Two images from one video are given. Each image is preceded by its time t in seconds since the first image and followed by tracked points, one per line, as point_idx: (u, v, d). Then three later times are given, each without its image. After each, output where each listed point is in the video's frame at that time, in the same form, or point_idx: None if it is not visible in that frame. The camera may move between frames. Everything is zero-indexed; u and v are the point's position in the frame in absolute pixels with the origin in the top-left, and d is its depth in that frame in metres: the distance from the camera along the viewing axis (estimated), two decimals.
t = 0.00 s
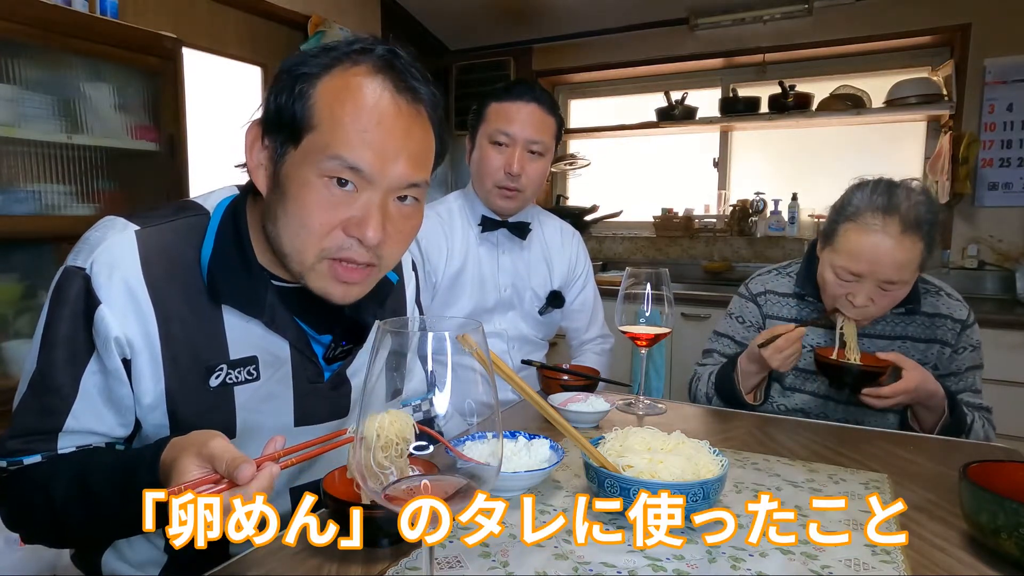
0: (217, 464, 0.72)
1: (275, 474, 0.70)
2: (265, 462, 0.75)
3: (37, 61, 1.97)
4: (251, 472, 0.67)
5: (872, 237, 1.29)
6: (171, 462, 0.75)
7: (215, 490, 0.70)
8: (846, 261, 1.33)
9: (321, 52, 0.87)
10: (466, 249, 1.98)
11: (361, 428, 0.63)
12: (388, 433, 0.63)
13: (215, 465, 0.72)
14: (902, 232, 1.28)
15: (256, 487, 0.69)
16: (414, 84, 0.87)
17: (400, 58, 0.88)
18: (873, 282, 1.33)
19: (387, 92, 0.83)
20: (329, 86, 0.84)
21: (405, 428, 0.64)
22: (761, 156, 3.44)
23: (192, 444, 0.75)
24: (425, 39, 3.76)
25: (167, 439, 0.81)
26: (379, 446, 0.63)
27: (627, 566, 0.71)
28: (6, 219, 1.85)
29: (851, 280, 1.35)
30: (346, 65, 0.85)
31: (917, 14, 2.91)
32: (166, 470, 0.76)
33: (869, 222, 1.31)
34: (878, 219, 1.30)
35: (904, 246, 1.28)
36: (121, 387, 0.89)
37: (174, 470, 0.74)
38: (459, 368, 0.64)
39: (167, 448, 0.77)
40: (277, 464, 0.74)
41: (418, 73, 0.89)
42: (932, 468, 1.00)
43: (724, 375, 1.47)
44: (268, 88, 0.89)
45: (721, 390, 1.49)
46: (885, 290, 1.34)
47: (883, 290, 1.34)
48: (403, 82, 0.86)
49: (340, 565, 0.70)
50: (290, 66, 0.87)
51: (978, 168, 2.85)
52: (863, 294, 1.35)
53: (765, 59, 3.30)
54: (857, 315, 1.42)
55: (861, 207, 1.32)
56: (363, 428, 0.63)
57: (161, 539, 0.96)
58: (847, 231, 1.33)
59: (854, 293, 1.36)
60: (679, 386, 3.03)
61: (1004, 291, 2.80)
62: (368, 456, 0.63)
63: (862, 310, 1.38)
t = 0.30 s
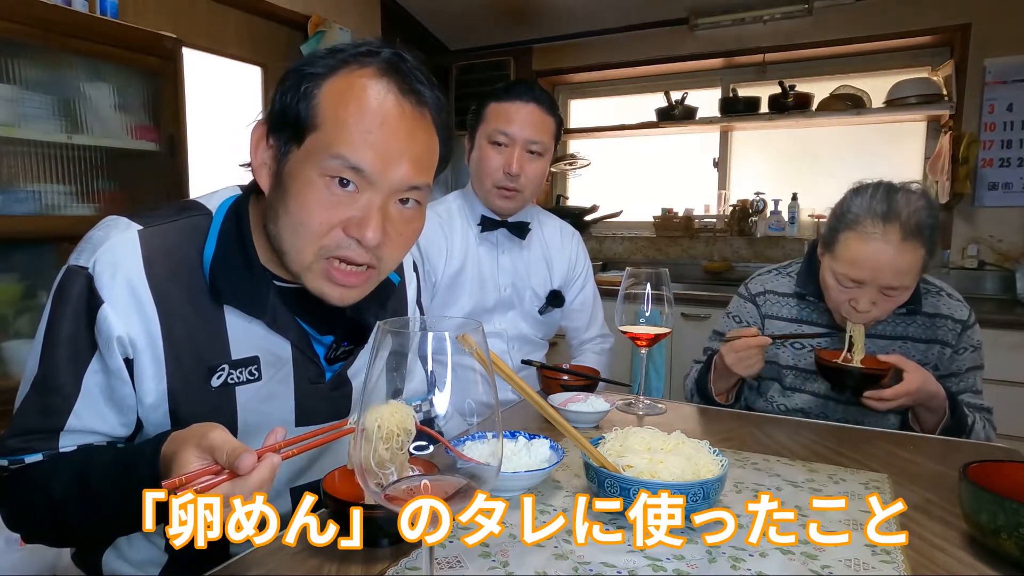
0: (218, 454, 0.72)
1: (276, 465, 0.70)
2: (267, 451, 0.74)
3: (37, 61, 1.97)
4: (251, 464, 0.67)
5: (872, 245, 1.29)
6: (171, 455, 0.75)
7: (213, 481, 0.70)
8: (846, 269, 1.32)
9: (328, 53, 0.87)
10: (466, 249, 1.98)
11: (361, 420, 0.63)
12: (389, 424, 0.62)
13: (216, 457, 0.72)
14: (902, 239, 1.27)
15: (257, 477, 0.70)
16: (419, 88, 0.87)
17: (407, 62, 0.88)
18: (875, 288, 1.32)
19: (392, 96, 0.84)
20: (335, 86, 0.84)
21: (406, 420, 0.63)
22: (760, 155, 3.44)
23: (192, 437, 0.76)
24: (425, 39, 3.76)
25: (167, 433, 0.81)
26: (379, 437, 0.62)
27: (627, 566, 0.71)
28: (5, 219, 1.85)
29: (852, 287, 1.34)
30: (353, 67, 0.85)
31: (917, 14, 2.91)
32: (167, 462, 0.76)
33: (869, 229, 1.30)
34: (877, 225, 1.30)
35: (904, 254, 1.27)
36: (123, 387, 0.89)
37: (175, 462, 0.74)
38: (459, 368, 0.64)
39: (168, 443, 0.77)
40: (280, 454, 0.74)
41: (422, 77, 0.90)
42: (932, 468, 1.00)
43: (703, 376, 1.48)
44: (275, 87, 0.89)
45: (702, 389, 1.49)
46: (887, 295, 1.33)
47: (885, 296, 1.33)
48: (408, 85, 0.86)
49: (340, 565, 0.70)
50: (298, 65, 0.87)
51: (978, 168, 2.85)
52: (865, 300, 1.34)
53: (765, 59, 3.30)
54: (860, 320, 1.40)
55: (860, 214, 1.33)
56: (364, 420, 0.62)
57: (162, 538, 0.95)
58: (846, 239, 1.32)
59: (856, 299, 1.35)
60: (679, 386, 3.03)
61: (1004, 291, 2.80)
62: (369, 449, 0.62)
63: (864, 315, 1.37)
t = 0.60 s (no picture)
0: (220, 438, 0.71)
1: (279, 447, 0.69)
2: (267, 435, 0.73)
3: (37, 61, 1.97)
4: (254, 444, 0.66)
5: (868, 249, 1.29)
6: (172, 443, 0.74)
7: (218, 462, 0.67)
8: (845, 274, 1.32)
9: (336, 54, 0.87)
10: (466, 249, 1.98)
11: (364, 404, 0.64)
12: (390, 406, 0.62)
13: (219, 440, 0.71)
14: (897, 243, 1.27)
15: (261, 458, 0.68)
16: (424, 91, 0.88)
17: (414, 66, 0.89)
18: (872, 291, 1.32)
19: (397, 97, 0.84)
20: (341, 86, 0.84)
21: (406, 404, 0.63)
22: (760, 155, 3.44)
23: (194, 421, 0.75)
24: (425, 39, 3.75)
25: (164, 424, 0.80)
26: (380, 418, 0.62)
27: (627, 566, 0.71)
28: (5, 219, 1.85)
29: (851, 292, 1.34)
30: (360, 68, 0.86)
31: (917, 14, 2.91)
32: (168, 449, 0.75)
33: (864, 233, 1.30)
34: (872, 229, 1.30)
35: (900, 257, 1.27)
36: (125, 386, 0.89)
37: (177, 447, 0.73)
38: (459, 368, 0.64)
39: (168, 431, 0.77)
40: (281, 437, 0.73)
41: (428, 80, 0.90)
42: (932, 468, 1.00)
43: (717, 375, 1.48)
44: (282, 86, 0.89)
45: (715, 391, 1.48)
46: (886, 298, 1.32)
47: (884, 298, 1.33)
48: (414, 87, 0.86)
49: (340, 565, 0.70)
50: (305, 64, 0.88)
51: (979, 168, 2.85)
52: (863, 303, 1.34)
53: (765, 59, 3.30)
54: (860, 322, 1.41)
55: (854, 219, 1.32)
56: (365, 403, 0.63)
57: (162, 538, 0.95)
58: (843, 244, 1.32)
59: (855, 302, 1.35)
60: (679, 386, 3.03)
61: (1004, 291, 2.80)
62: (372, 433, 0.62)
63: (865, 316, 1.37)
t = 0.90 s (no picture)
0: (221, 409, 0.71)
1: (279, 416, 0.69)
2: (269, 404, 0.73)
3: (37, 61, 1.98)
4: (254, 413, 0.66)
5: (868, 250, 1.28)
6: (174, 417, 0.73)
7: (218, 432, 0.68)
8: (845, 276, 1.32)
9: (335, 52, 0.87)
10: (466, 249, 1.98)
11: (367, 378, 0.63)
12: (390, 383, 0.62)
13: (218, 412, 0.70)
14: (897, 242, 1.27)
15: (261, 428, 0.68)
16: (424, 89, 0.87)
17: (414, 65, 0.89)
18: (874, 292, 1.31)
19: (397, 96, 0.84)
20: (341, 84, 0.84)
21: (406, 379, 0.62)
22: (760, 155, 3.44)
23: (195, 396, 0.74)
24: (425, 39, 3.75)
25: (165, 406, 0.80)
26: (380, 393, 0.62)
27: (627, 566, 0.71)
28: (6, 219, 1.85)
29: (852, 293, 1.34)
30: (359, 66, 0.85)
31: (917, 14, 2.91)
32: (168, 424, 0.74)
33: (863, 234, 1.30)
34: (872, 230, 1.30)
35: (901, 257, 1.27)
36: (126, 383, 0.89)
37: (179, 421, 0.72)
38: (459, 368, 0.64)
39: (167, 411, 0.76)
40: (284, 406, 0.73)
41: (428, 78, 0.90)
42: (931, 468, 1.00)
43: (716, 366, 1.48)
44: (282, 84, 0.89)
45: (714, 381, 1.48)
46: (887, 299, 1.32)
47: (885, 299, 1.32)
48: (414, 86, 0.86)
49: (340, 565, 0.70)
50: (307, 62, 0.88)
51: (979, 168, 2.85)
52: (864, 305, 1.33)
53: (765, 59, 3.30)
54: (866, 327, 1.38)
55: (854, 220, 1.33)
56: (368, 376, 0.62)
57: (161, 536, 0.95)
58: (843, 246, 1.32)
59: (857, 304, 1.35)
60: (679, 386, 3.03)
61: (1004, 291, 2.80)
62: (374, 412, 0.62)
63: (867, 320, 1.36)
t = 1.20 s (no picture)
0: (222, 435, 0.71)
1: (279, 443, 0.69)
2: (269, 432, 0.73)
3: (37, 61, 1.97)
4: (256, 441, 0.66)
5: (865, 252, 1.28)
6: (174, 439, 0.74)
7: (219, 460, 0.68)
8: (844, 278, 1.32)
9: (320, 43, 0.88)
10: (466, 249, 1.98)
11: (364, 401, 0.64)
12: (390, 404, 0.63)
13: (219, 437, 0.71)
14: (895, 245, 1.27)
15: (261, 455, 0.68)
16: (413, 68, 0.88)
17: (400, 45, 0.89)
18: (873, 294, 1.31)
19: (387, 76, 0.85)
20: (331, 70, 0.85)
21: (405, 402, 0.63)
22: (760, 156, 3.44)
23: (194, 419, 0.74)
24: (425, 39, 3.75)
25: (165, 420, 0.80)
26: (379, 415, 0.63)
27: (627, 566, 0.71)
28: (6, 219, 1.85)
29: (850, 296, 1.33)
30: (345, 49, 0.87)
31: (917, 14, 2.91)
32: (168, 445, 0.75)
33: (861, 237, 1.30)
34: (869, 232, 1.30)
35: (898, 259, 1.27)
36: (126, 386, 0.89)
37: (178, 444, 0.73)
38: (459, 368, 0.63)
39: (167, 428, 0.76)
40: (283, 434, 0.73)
41: (416, 58, 0.91)
42: (931, 468, 1.00)
43: (719, 378, 1.48)
44: (272, 78, 0.90)
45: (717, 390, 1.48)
46: (886, 301, 1.32)
47: (884, 301, 1.32)
48: (403, 66, 0.87)
49: (340, 565, 0.70)
50: (294, 55, 0.88)
51: (978, 168, 2.85)
52: (864, 307, 1.33)
53: (765, 59, 3.30)
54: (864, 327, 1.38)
55: (851, 222, 1.33)
56: (366, 401, 0.63)
57: (162, 537, 0.95)
58: (840, 249, 1.32)
59: (855, 306, 1.34)
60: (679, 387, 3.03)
61: (1004, 291, 2.80)
62: (372, 431, 0.62)
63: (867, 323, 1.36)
